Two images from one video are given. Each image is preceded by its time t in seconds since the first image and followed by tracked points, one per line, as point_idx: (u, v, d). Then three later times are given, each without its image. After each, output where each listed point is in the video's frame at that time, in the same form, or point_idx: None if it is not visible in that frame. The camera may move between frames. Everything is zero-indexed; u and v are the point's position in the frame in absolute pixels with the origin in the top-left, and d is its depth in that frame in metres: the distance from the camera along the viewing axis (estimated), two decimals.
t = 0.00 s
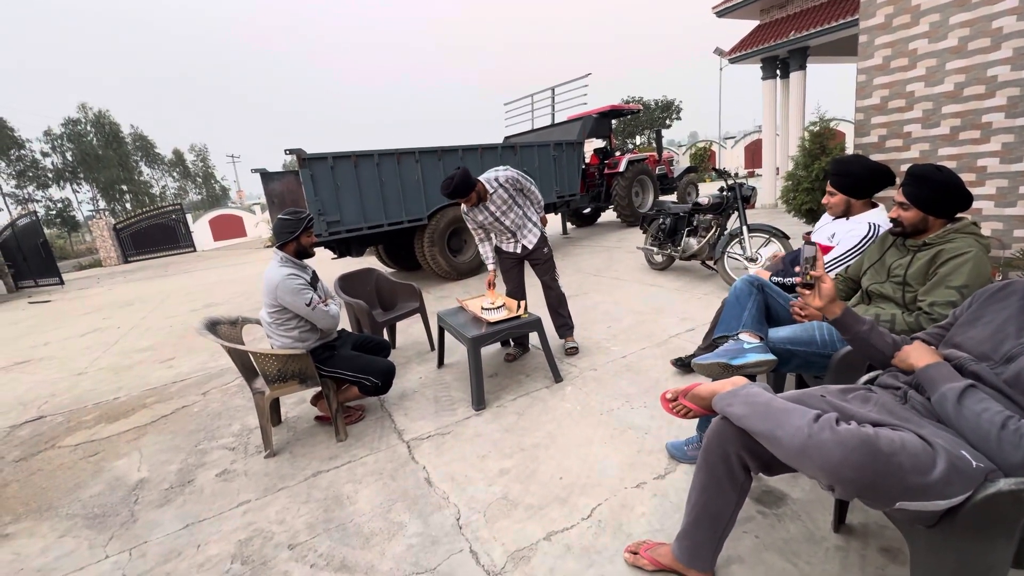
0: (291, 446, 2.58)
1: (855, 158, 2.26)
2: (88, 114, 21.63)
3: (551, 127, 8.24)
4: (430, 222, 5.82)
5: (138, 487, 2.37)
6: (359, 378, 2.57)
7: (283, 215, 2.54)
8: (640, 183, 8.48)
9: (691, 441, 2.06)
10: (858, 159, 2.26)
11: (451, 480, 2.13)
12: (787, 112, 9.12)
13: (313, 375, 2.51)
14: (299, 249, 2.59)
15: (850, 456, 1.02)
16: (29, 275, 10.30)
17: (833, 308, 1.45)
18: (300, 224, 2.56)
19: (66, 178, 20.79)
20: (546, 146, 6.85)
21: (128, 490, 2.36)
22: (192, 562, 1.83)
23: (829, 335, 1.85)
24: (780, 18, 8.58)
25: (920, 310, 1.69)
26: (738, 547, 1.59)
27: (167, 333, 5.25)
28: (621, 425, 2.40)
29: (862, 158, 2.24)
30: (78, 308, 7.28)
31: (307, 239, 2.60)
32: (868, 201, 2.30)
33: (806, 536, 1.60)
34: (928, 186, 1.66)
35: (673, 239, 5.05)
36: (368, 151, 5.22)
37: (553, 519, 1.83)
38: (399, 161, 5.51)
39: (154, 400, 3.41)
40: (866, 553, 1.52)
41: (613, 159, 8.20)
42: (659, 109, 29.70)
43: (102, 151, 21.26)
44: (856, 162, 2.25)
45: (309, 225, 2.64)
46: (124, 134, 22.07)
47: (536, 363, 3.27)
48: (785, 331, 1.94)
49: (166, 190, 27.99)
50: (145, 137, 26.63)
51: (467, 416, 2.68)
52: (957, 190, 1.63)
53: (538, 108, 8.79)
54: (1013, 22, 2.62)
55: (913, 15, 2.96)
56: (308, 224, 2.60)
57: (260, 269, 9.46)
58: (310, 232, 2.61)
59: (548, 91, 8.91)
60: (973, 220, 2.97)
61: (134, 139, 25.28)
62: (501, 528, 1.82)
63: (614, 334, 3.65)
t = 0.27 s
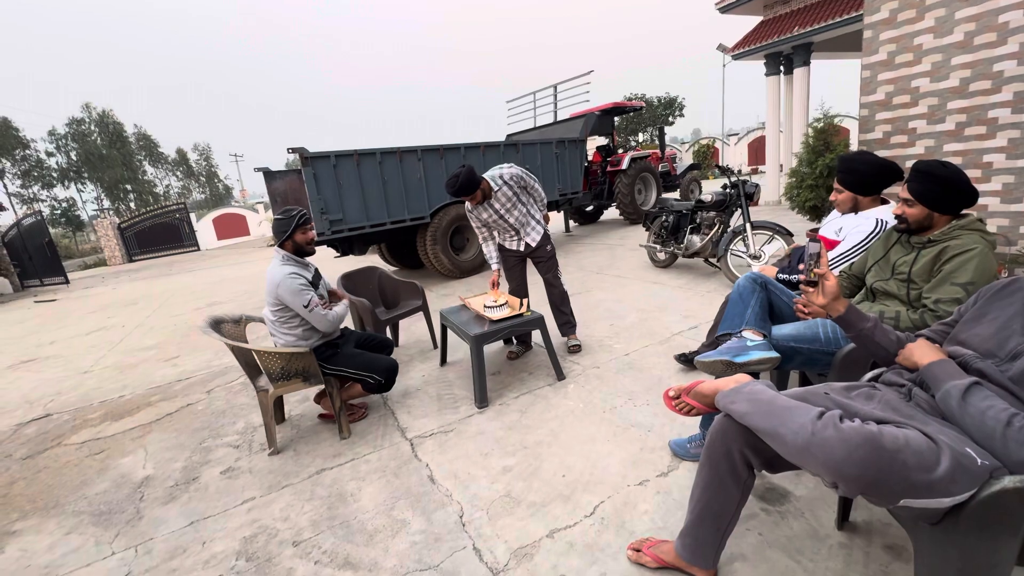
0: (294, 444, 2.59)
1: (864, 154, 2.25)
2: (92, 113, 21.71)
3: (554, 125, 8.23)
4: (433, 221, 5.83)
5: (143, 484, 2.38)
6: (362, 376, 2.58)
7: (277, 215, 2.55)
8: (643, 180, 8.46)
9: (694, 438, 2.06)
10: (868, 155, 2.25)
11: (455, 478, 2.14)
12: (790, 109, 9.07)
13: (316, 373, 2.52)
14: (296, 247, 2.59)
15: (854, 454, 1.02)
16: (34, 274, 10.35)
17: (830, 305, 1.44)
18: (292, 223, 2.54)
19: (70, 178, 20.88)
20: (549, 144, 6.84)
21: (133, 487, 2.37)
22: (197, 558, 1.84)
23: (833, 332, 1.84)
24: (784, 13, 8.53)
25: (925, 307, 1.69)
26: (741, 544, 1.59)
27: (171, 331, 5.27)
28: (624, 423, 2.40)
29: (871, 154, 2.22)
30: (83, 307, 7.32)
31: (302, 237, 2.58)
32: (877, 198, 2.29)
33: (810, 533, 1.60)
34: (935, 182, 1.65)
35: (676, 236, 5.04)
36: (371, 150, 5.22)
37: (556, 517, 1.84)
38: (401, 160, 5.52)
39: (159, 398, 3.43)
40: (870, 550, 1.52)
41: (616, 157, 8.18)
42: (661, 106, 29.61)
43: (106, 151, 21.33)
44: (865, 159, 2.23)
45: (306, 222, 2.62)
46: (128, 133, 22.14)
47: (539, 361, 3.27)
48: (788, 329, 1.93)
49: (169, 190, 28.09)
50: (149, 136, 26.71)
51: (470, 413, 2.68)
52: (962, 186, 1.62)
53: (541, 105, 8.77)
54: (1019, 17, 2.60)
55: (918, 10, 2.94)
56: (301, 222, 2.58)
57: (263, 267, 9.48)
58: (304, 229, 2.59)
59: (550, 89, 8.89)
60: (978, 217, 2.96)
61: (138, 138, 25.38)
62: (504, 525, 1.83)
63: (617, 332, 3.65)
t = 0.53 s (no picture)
0: (297, 441, 2.59)
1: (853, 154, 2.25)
2: (94, 111, 21.74)
3: (556, 122, 8.21)
4: (434, 218, 5.82)
5: (146, 481, 2.39)
6: (364, 371, 2.58)
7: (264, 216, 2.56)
8: (645, 178, 8.44)
9: (696, 436, 2.06)
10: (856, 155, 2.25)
11: (456, 476, 2.14)
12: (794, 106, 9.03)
13: (318, 371, 2.52)
14: (284, 245, 2.55)
15: (857, 453, 1.01)
16: (37, 272, 10.38)
17: (832, 302, 1.43)
18: (272, 221, 2.50)
19: (73, 176, 20.93)
20: (551, 141, 6.82)
21: (136, 484, 2.38)
22: (200, 555, 1.85)
23: (836, 331, 1.83)
24: (787, 10, 8.49)
25: (929, 305, 1.68)
26: (743, 542, 1.59)
27: (174, 329, 5.28)
28: (626, 421, 2.40)
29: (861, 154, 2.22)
30: (86, 305, 7.34)
31: (284, 233, 2.51)
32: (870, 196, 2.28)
33: (812, 532, 1.60)
34: (939, 179, 1.64)
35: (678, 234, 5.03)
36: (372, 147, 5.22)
37: (558, 514, 1.84)
38: (403, 157, 5.51)
39: (162, 395, 3.44)
40: (873, 549, 1.51)
41: (618, 154, 8.16)
42: (664, 103, 29.53)
43: (109, 149, 21.36)
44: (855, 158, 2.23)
45: (289, 217, 2.55)
46: (130, 131, 22.18)
47: (541, 359, 3.27)
48: (791, 326, 1.93)
49: (171, 188, 28.13)
50: (151, 134, 26.74)
51: (472, 411, 2.68)
52: (966, 182, 1.61)
53: (542, 103, 8.75)
54: None
55: (923, 5, 2.92)
56: (281, 218, 2.51)
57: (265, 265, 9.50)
58: (286, 225, 2.51)
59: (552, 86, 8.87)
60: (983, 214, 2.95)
61: (141, 136, 25.42)
62: (506, 523, 1.83)
63: (619, 330, 3.64)
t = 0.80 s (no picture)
0: (297, 438, 2.59)
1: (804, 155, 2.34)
2: (94, 108, 21.71)
3: (556, 120, 8.19)
4: (435, 216, 5.81)
5: (146, 479, 2.39)
6: (363, 367, 2.57)
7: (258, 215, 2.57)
8: (646, 175, 8.41)
9: (697, 434, 2.05)
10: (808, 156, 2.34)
11: (456, 474, 2.14)
12: (795, 103, 9.00)
13: (318, 368, 2.52)
14: (277, 243, 2.54)
15: (858, 452, 1.01)
16: (38, 269, 10.38)
17: (832, 300, 1.42)
18: (262, 220, 2.50)
19: (74, 173, 20.92)
20: (551, 139, 6.81)
21: (136, 481, 2.38)
22: (199, 552, 1.85)
23: (837, 329, 1.82)
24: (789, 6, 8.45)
25: (931, 304, 1.67)
26: (743, 541, 1.59)
27: (175, 326, 5.28)
28: (626, 419, 2.40)
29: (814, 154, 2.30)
30: (87, 302, 7.34)
31: (275, 231, 2.51)
32: (832, 190, 2.31)
33: (812, 531, 1.59)
34: (942, 177, 1.63)
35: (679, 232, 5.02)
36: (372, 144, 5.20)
37: (558, 513, 1.83)
38: (403, 154, 5.50)
39: (162, 393, 3.44)
40: (873, 548, 1.51)
41: (618, 152, 8.14)
42: (665, 100, 29.48)
43: (109, 146, 21.33)
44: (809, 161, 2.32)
45: (279, 214, 2.54)
46: (131, 128, 22.15)
47: (541, 357, 3.27)
48: (792, 325, 1.92)
49: (172, 185, 28.11)
50: (151, 131, 26.71)
51: (472, 409, 2.68)
52: (969, 180, 1.60)
53: (543, 100, 8.73)
54: None
55: (926, 2, 2.90)
56: (271, 216, 2.50)
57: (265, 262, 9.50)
58: (276, 223, 2.51)
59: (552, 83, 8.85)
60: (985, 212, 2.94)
61: (141, 133, 25.40)
62: (506, 521, 1.83)
63: (619, 328, 3.64)
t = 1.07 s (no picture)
0: (297, 436, 2.59)
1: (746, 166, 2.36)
2: (96, 105, 21.70)
3: (558, 117, 8.17)
4: (435, 213, 5.81)
5: (147, 475, 2.40)
6: (364, 364, 2.57)
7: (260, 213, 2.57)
8: (647, 173, 8.39)
9: (698, 433, 2.05)
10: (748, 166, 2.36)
11: (456, 471, 2.14)
12: (798, 101, 8.97)
13: (318, 366, 2.52)
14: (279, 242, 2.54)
15: (860, 451, 1.00)
16: (40, 266, 10.39)
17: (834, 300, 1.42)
18: (264, 218, 2.50)
19: (75, 170, 20.94)
20: (553, 136, 6.80)
21: (137, 477, 2.38)
22: (200, 548, 1.85)
23: (839, 328, 1.83)
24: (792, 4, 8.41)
25: (934, 303, 1.66)
26: (743, 540, 1.58)
27: (176, 323, 5.28)
28: (626, 417, 2.39)
29: (756, 162, 2.32)
30: (88, 299, 7.35)
31: (277, 229, 2.51)
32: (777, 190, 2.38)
33: (813, 529, 1.59)
34: (945, 176, 1.62)
35: (680, 230, 5.02)
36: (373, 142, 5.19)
37: (558, 511, 1.83)
38: (404, 152, 5.49)
39: (164, 389, 3.45)
40: (873, 547, 1.51)
41: (620, 149, 8.12)
42: (667, 98, 29.41)
43: (110, 142, 21.32)
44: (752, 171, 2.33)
45: (281, 212, 2.54)
46: (132, 125, 22.14)
47: (541, 355, 3.26)
48: (793, 324, 1.92)
49: (173, 182, 28.11)
50: (152, 128, 26.70)
51: (472, 407, 2.68)
52: (973, 178, 1.59)
53: (545, 97, 8.72)
54: None
55: None
56: (273, 213, 2.50)
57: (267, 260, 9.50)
58: (278, 221, 2.51)
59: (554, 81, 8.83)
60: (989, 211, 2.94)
61: (142, 130, 25.39)
62: (506, 519, 1.82)
63: (620, 326, 3.63)
